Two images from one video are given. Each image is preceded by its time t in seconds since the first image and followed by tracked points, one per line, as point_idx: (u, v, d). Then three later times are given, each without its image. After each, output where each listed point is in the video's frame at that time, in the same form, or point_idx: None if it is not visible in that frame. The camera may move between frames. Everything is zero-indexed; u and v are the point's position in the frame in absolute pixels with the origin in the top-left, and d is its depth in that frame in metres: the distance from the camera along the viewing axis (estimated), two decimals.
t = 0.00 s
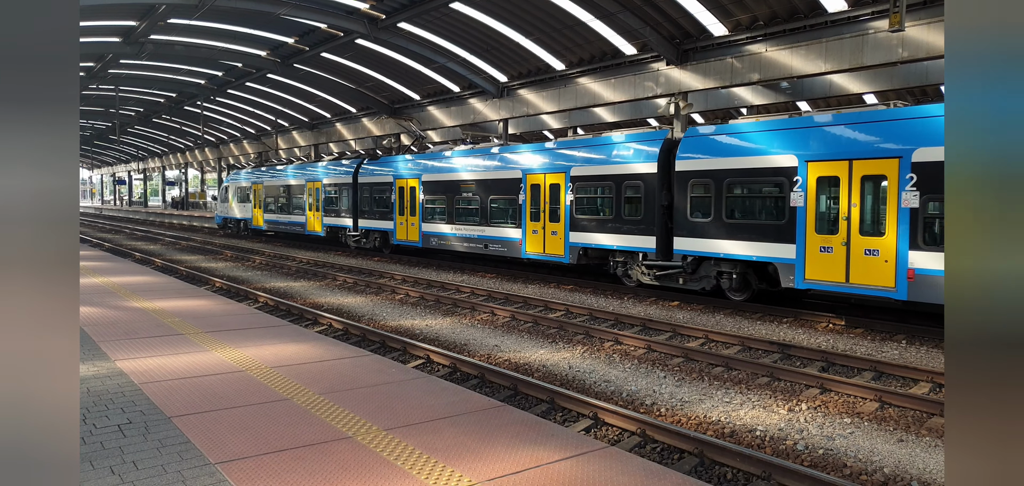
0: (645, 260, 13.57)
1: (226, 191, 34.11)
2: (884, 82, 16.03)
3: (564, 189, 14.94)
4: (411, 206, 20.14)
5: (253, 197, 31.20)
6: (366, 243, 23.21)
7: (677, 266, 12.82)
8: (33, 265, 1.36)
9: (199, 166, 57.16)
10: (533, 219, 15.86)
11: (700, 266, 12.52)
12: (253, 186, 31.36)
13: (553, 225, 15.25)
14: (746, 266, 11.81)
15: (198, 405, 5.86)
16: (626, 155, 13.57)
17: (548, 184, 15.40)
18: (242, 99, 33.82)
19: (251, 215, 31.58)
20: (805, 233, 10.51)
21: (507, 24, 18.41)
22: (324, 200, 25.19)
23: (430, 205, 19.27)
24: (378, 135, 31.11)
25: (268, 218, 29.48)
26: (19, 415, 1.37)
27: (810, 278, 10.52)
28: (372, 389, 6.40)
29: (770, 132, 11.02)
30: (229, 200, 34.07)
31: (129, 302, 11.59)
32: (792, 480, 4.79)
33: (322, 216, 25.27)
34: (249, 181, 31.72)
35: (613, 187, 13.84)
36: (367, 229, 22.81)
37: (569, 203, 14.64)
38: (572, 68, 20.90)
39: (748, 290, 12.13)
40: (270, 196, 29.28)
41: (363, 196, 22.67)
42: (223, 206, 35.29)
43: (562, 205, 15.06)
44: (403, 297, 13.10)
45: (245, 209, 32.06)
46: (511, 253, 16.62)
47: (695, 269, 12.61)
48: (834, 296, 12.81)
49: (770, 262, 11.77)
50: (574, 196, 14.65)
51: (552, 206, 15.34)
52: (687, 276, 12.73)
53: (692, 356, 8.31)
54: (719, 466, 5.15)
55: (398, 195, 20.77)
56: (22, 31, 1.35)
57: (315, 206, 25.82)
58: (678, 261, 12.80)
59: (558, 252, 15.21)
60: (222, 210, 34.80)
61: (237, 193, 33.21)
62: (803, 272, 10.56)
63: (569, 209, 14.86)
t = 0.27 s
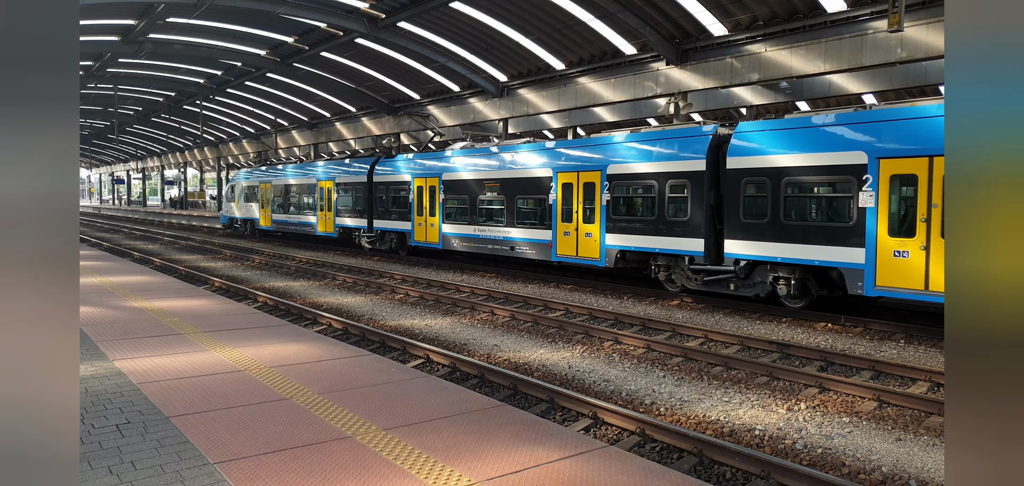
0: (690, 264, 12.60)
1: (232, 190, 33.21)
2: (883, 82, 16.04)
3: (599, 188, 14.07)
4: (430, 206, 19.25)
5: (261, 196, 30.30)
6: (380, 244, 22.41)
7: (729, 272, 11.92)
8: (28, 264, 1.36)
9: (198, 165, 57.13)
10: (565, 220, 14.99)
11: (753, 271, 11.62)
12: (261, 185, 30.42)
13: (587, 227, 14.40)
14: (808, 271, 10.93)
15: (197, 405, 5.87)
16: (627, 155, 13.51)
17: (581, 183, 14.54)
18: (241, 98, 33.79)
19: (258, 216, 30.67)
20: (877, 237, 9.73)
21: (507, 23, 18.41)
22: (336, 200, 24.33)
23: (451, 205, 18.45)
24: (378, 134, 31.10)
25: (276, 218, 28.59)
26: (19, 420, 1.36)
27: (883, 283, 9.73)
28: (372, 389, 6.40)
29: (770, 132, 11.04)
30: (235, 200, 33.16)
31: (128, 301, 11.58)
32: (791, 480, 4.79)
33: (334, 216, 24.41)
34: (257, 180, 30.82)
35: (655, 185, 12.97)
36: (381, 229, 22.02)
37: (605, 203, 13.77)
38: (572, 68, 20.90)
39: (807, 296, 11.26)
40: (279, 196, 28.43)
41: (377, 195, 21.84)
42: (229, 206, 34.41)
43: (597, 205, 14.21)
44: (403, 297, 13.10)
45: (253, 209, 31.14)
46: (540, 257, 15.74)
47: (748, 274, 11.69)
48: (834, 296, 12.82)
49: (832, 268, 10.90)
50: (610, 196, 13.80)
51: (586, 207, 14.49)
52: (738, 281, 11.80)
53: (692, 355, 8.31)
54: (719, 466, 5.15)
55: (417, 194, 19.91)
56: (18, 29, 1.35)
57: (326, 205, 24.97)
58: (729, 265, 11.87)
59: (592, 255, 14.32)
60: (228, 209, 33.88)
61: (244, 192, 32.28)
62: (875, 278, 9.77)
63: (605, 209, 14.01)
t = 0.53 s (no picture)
0: (742, 270, 11.74)
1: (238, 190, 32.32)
2: (881, 83, 16.08)
3: (637, 188, 13.19)
4: (451, 207, 18.42)
5: (269, 196, 29.41)
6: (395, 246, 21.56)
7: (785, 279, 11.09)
8: (28, 265, 1.36)
9: (197, 165, 57.07)
10: (600, 221, 14.14)
11: (814, 277, 10.80)
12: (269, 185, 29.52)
13: (624, 228, 13.51)
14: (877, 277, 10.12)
15: (195, 405, 5.86)
16: (627, 156, 13.46)
17: (618, 182, 13.67)
18: (239, 99, 33.77)
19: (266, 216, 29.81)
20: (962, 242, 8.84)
21: (506, 24, 18.41)
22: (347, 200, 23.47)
23: (472, 206, 17.64)
24: (376, 134, 31.08)
25: (285, 219, 27.72)
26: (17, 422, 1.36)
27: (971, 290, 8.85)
28: (370, 389, 6.40)
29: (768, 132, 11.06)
30: (240, 200, 32.24)
31: (126, 301, 11.56)
32: (790, 480, 4.79)
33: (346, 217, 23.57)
34: (264, 180, 29.93)
35: (702, 185, 12.11)
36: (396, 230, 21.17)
37: (645, 203, 12.88)
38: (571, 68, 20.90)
39: (874, 303, 10.47)
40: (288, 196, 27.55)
41: (392, 195, 21.00)
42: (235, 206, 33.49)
43: (634, 205, 13.32)
44: (401, 297, 13.10)
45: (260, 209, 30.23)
46: (572, 260, 14.89)
47: (808, 280, 10.86)
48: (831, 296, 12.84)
49: (904, 274, 10.14)
50: (649, 195, 12.93)
51: (622, 207, 13.62)
52: (797, 288, 10.98)
53: (690, 355, 8.32)
54: (717, 466, 5.16)
55: (436, 195, 19.06)
56: (20, 27, 1.35)
57: (338, 205, 24.11)
58: (787, 272, 11.01)
59: (630, 259, 13.43)
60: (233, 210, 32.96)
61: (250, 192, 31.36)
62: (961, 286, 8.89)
63: (643, 210, 13.13)
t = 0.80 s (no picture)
0: (801, 275, 10.87)
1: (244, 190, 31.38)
2: (878, 83, 16.09)
3: (682, 188, 12.30)
4: (472, 208, 17.57)
5: (275, 196, 28.48)
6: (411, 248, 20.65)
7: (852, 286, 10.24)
8: (29, 265, 1.36)
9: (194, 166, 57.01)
10: (638, 223, 13.24)
11: (883, 284, 9.97)
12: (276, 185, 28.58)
13: (666, 231, 12.60)
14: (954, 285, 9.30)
15: (193, 406, 5.85)
16: (626, 156, 13.45)
17: (659, 181, 12.77)
18: (237, 99, 33.75)
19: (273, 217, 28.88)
20: None
21: (504, 24, 18.41)
22: (359, 201, 22.58)
23: (495, 206, 16.80)
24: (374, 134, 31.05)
25: (294, 220, 26.80)
26: (16, 423, 1.36)
27: None
28: (368, 390, 6.39)
29: (766, 132, 11.05)
30: (246, 201, 31.28)
31: (124, 303, 11.53)
32: (788, 479, 4.81)
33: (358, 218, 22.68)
34: (270, 180, 29.02)
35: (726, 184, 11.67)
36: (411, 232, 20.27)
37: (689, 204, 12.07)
38: (569, 68, 20.90)
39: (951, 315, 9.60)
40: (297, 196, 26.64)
41: (407, 196, 20.13)
42: (240, 207, 32.56)
43: (678, 207, 12.43)
44: (399, 297, 13.10)
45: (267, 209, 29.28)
46: (604, 264, 14.01)
47: (876, 288, 10.03)
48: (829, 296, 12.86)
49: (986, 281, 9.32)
50: (696, 196, 12.05)
51: (664, 208, 12.68)
52: (864, 296, 10.13)
53: (688, 355, 8.33)
54: (716, 466, 5.16)
55: (455, 195, 18.16)
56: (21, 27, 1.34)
57: (349, 206, 23.21)
58: (854, 278, 10.16)
59: (672, 264, 12.53)
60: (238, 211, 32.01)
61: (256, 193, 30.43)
62: None
63: (688, 212, 12.26)
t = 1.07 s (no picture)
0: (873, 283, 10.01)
1: (252, 192, 30.42)
2: (876, 84, 16.12)
3: (734, 188, 11.36)
4: (497, 210, 16.76)
5: (285, 199, 27.55)
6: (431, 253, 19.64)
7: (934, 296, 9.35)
8: (27, 267, 1.35)
9: (193, 167, 57.01)
10: (683, 226, 12.34)
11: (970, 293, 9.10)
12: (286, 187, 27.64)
13: (716, 235, 11.67)
14: None
15: (191, 408, 5.84)
16: (624, 158, 13.47)
17: (706, 181, 11.85)
18: (235, 101, 33.73)
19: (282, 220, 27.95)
20: None
21: (502, 26, 18.42)
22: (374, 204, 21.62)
23: (523, 209, 15.98)
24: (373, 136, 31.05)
25: (305, 223, 25.88)
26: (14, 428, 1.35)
27: None
28: (367, 392, 6.39)
29: (763, 133, 10.98)
30: (254, 203, 30.32)
31: (122, 305, 11.51)
32: (786, 480, 4.81)
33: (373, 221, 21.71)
34: (280, 181, 28.08)
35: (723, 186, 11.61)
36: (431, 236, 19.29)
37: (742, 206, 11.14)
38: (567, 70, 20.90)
39: None
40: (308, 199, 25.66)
41: (427, 198, 19.18)
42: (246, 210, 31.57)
43: (729, 208, 11.50)
44: (398, 299, 13.09)
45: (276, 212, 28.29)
46: (646, 270, 13.11)
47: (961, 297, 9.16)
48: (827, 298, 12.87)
49: None
50: (750, 196, 11.10)
51: (713, 210, 11.76)
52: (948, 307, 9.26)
53: (687, 357, 8.33)
54: (715, 467, 5.15)
55: (480, 197, 17.27)
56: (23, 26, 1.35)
57: (364, 209, 22.25)
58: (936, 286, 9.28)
59: (723, 270, 11.59)
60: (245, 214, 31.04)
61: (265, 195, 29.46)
62: None
63: (741, 214, 11.32)
